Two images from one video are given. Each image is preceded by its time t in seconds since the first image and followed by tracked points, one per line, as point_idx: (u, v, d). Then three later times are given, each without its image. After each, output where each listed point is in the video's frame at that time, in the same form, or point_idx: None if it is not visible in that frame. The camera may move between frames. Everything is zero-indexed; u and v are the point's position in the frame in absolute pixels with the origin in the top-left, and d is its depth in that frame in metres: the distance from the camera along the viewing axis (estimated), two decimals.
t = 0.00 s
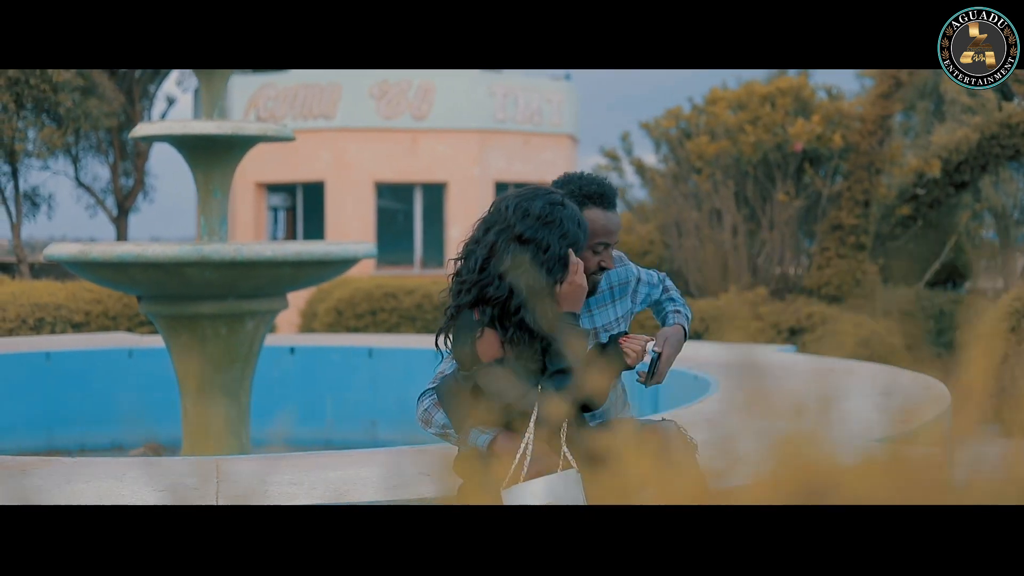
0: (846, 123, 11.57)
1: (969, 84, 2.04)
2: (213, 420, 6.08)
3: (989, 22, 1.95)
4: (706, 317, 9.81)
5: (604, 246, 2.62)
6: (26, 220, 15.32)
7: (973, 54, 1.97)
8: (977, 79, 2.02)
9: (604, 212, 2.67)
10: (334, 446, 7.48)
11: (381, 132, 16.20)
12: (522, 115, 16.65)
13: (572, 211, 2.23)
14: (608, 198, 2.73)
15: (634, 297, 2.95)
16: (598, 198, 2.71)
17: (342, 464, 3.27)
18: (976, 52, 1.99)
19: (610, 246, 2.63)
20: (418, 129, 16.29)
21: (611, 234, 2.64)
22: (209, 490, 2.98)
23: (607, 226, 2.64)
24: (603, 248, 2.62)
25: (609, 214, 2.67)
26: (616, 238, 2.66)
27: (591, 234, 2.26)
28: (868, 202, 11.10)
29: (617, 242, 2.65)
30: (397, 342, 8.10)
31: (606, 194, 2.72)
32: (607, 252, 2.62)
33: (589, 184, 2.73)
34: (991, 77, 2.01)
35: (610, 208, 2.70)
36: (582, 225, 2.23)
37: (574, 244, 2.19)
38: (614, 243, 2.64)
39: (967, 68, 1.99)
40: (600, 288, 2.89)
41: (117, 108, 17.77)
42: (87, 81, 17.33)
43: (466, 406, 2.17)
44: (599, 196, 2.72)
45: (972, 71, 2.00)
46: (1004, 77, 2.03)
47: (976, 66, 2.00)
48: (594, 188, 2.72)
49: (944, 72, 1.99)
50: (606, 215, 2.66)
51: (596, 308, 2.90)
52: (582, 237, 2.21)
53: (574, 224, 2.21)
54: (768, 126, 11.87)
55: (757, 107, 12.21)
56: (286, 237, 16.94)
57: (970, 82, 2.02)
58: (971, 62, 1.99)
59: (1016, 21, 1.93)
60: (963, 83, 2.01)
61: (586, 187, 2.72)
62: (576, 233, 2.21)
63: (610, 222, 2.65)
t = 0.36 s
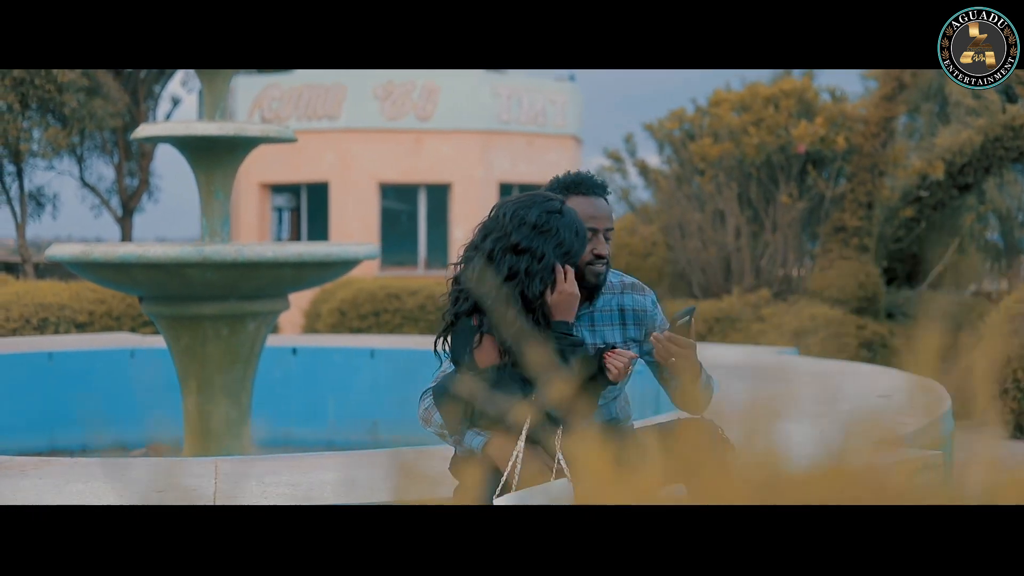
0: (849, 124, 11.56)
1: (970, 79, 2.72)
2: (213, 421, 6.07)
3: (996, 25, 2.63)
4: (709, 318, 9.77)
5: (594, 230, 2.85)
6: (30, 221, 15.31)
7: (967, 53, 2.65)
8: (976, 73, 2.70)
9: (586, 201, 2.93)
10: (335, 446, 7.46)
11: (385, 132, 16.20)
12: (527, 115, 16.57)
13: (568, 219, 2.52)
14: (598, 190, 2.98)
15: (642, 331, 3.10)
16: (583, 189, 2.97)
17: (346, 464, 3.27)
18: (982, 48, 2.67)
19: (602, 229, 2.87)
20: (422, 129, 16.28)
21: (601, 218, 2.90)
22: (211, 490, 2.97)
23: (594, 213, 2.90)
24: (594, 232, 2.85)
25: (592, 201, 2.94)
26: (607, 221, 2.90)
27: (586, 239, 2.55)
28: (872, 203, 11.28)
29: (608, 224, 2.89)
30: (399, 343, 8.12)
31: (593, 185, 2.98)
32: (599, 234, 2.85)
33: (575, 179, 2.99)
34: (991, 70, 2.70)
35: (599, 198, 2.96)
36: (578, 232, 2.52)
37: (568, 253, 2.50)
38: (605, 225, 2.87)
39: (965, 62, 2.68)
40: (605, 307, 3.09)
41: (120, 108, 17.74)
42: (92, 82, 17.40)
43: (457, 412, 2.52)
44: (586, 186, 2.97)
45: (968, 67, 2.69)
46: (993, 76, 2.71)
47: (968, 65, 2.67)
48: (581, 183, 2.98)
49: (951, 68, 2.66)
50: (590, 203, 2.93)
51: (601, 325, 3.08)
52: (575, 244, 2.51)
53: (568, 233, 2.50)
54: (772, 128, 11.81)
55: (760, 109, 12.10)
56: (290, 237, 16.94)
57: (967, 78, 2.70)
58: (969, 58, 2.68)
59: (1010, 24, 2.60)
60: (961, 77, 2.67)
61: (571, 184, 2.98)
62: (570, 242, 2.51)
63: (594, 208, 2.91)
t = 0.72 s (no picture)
0: (854, 124, 11.42)
1: (968, 79, 2.30)
2: (218, 422, 6.07)
3: (996, 26, 2.19)
4: (715, 319, 9.80)
5: (603, 234, 2.83)
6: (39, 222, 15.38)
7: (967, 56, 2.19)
8: (975, 73, 2.28)
9: (597, 206, 2.87)
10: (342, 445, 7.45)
11: (393, 133, 16.20)
12: (533, 116, 16.67)
13: (554, 218, 2.34)
14: (613, 194, 2.93)
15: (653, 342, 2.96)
16: (594, 194, 2.91)
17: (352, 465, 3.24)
18: (981, 49, 2.24)
19: (613, 232, 2.83)
20: (428, 131, 16.27)
21: (611, 221, 2.84)
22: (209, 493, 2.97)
23: (603, 216, 2.84)
24: (603, 237, 2.83)
25: (605, 204, 2.87)
26: (619, 224, 2.84)
27: (576, 241, 2.35)
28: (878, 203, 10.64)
29: (620, 227, 2.84)
30: (404, 346, 8.13)
31: (605, 189, 2.92)
32: (609, 239, 2.83)
33: (588, 184, 2.94)
34: (992, 70, 2.29)
35: (612, 201, 2.90)
36: (563, 233, 2.33)
37: (546, 255, 2.33)
38: (615, 228, 2.83)
39: (964, 64, 2.24)
40: (618, 315, 2.96)
41: (129, 110, 17.76)
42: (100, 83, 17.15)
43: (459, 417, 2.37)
44: (597, 191, 2.91)
45: (968, 68, 2.25)
46: (995, 76, 2.31)
47: (968, 66, 2.23)
48: (594, 188, 2.93)
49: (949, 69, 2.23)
50: (601, 207, 2.87)
51: (616, 334, 2.96)
52: (557, 246, 2.33)
53: (550, 234, 2.33)
54: (778, 129, 11.71)
55: (766, 109, 12.06)
56: (298, 237, 16.99)
57: (966, 78, 2.29)
58: (968, 60, 2.24)
59: (1014, 23, 2.16)
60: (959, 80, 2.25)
61: (584, 188, 2.94)
62: (551, 244, 2.33)
63: (605, 212, 2.85)
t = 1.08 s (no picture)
0: (863, 125, 11.46)
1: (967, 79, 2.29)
2: (224, 422, 6.08)
3: (996, 26, 2.19)
4: (721, 319, 9.77)
5: (621, 243, 2.82)
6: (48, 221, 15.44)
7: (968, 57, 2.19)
8: (976, 74, 2.28)
9: (617, 212, 2.86)
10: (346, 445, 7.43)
11: (402, 133, 16.23)
12: (541, 117, 16.66)
13: (536, 210, 2.45)
14: (634, 203, 2.92)
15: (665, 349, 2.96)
16: (614, 202, 2.90)
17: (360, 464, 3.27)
18: (981, 48, 2.24)
19: (632, 241, 2.83)
20: (436, 131, 16.29)
21: (630, 230, 2.83)
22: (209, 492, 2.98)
23: (623, 224, 2.83)
24: (621, 245, 2.82)
25: (625, 212, 2.86)
26: (638, 234, 2.84)
27: (563, 229, 2.44)
28: (884, 205, 11.17)
29: (639, 237, 2.84)
30: (410, 345, 8.13)
31: (626, 198, 2.92)
32: (627, 248, 2.82)
33: (610, 191, 2.93)
34: (992, 70, 2.29)
35: (632, 210, 2.89)
36: (545, 223, 2.43)
37: (531, 245, 2.42)
38: (635, 237, 2.83)
39: (964, 64, 2.24)
40: (630, 319, 2.96)
41: (138, 110, 17.78)
42: (109, 82, 17.12)
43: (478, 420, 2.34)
44: (618, 199, 2.90)
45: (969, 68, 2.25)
46: (996, 77, 2.30)
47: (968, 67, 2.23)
48: (614, 196, 2.92)
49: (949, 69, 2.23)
50: (621, 214, 2.86)
51: (627, 339, 2.96)
52: (539, 235, 2.43)
53: (534, 225, 2.44)
54: (785, 129, 11.70)
55: (773, 110, 12.10)
56: (306, 237, 17.02)
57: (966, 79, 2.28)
58: (968, 60, 2.24)
59: (1015, 23, 2.17)
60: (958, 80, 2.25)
61: (605, 195, 2.92)
62: (535, 234, 2.43)
63: (625, 220, 2.84)
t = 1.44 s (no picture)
0: (868, 125, 11.44)
1: (969, 79, 2.49)
2: (227, 423, 6.09)
3: (997, 25, 2.40)
4: (727, 319, 9.77)
5: (623, 245, 2.83)
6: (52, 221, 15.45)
7: (969, 54, 2.40)
8: (976, 74, 2.48)
9: (618, 214, 2.86)
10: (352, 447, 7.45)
11: (406, 134, 16.20)
12: (547, 117, 16.69)
13: (528, 224, 2.51)
14: (634, 204, 2.92)
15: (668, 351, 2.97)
16: (615, 204, 2.90)
17: (363, 467, 3.30)
18: (982, 49, 2.45)
19: (633, 243, 2.84)
20: (442, 131, 16.30)
21: (631, 231, 2.84)
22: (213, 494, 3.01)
23: (623, 227, 2.84)
24: (622, 247, 2.83)
25: (626, 214, 2.86)
26: (639, 235, 2.84)
27: (559, 238, 2.50)
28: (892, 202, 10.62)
29: (640, 237, 2.84)
30: (414, 346, 8.16)
31: (627, 199, 2.91)
32: (629, 250, 2.83)
33: (610, 193, 2.92)
34: (992, 70, 2.48)
35: (633, 211, 2.89)
36: (540, 235, 2.50)
37: (528, 259, 2.49)
38: (636, 239, 2.83)
39: (964, 64, 2.44)
40: (632, 321, 2.96)
41: (144, 110, 17.81)
42: (115, 83, 17.25)
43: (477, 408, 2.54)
44: (619, 201, 2.90)
45: (969, 67, 2.45)
46: (995, 77, 2.50)
47: (968, 66, 2.43)
48: (615, 197, 2.91)
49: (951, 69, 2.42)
50: (621, 216, 2.86)
51: (630, 341, 2.95)
52: (534, 248, 2.49)
53: (528, 239, 2.50)
54: (791, 129, 11.72)
55: (779, 109, 12.07)
56: (312, 238, 17.03)
57: (967, 78, 2.48)
58: (969, 59, 2.44)
59: (1013, 23, 2.37)
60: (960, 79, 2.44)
61: (606, 196, 2.92)
62: (530, 248, 2.49)
63: (625, 222, 2.84)
